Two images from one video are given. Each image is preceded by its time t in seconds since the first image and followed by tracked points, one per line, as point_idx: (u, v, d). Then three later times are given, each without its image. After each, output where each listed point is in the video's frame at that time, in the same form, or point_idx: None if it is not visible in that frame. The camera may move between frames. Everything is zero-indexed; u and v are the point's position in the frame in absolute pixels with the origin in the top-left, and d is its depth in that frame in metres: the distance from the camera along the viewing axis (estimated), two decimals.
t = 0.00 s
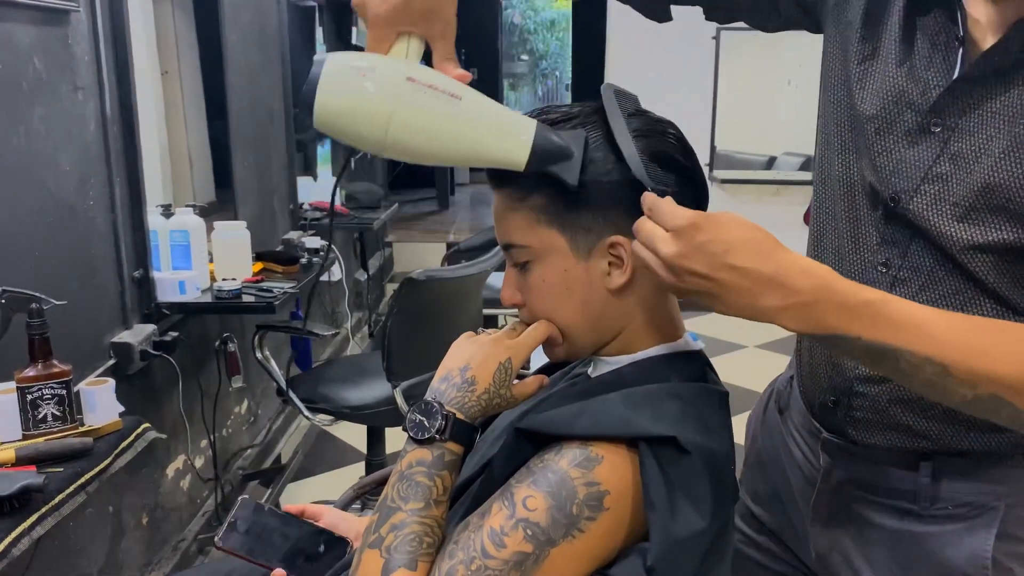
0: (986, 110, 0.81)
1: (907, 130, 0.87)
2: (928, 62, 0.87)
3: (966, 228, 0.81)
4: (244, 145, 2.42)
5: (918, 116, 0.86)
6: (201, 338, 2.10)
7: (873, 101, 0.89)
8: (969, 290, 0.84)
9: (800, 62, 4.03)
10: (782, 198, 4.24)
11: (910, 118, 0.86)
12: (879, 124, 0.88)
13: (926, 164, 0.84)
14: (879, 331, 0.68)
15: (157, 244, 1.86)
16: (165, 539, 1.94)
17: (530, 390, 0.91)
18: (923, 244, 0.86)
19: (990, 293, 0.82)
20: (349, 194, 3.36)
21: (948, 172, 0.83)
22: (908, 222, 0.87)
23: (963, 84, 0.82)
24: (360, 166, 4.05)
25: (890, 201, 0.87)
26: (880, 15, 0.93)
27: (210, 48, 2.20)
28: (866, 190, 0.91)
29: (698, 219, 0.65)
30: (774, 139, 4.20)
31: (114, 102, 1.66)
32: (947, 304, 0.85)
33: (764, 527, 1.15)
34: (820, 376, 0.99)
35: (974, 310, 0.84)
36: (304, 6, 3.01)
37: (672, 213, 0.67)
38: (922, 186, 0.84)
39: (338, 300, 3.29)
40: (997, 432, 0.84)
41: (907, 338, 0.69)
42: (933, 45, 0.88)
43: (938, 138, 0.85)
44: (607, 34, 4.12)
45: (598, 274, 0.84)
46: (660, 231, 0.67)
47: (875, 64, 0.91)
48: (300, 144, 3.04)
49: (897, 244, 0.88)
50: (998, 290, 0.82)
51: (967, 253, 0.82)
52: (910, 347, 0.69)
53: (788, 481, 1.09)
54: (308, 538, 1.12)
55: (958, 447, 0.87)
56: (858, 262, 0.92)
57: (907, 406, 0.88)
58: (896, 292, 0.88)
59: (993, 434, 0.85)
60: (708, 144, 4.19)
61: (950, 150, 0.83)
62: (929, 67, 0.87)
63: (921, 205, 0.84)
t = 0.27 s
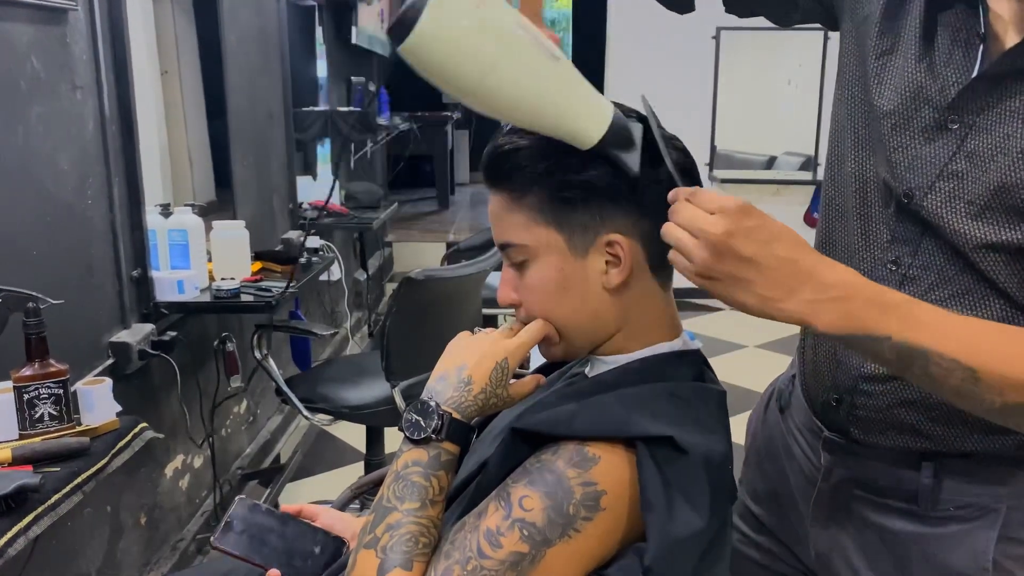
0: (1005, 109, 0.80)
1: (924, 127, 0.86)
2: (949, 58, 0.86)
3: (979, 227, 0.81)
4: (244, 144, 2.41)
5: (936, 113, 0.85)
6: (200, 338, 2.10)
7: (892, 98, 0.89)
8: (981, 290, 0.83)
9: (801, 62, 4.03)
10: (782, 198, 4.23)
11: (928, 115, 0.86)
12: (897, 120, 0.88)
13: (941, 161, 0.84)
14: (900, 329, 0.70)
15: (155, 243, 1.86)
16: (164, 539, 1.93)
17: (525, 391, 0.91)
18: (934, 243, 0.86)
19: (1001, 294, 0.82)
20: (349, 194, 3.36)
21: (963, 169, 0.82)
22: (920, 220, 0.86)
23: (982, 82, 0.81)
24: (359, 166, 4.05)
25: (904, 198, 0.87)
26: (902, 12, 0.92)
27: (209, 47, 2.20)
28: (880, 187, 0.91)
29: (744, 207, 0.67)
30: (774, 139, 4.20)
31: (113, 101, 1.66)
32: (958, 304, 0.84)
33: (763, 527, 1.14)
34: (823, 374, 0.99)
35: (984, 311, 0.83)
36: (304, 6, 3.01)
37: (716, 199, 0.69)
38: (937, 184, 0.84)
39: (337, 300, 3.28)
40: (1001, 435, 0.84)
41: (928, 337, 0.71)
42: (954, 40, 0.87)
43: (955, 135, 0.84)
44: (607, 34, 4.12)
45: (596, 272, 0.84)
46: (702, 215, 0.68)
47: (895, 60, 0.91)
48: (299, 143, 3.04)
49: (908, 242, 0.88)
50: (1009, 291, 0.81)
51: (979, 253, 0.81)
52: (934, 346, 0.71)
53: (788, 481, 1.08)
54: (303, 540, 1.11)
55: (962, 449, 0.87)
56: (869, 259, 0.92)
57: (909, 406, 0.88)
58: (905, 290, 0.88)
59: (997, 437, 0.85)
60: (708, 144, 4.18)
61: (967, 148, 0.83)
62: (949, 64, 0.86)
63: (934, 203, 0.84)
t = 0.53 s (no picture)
0: (1004, 107, 0.80)
1: (920, 123, 0.86)
2: (948, 54, 0.86)
3: (973, 226, 0.81)
4: (242, 144, 2.41)
5: (933, 109, 0.85)
6: (198, 338, 2.10)
7: (890, 92, 0.88)
8: (973, 289, 0.83)
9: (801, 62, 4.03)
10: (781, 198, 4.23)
11: (926, 110, 0.85)
12: (893, 116, 0.88)
13: (937, 159, 0.84)
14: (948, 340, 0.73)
15: (153, 243, 1.86)
16: (162, 539, 1.93)
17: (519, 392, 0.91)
18: (928, 241, 0.86)
19: (993, 293, 0.82)
20: (348, 194, 3.36)
21: (960, 167, 0.82)
22: (915, 218, 0.86)
23: (982, 79, 0.81)
24: (359, 166, 4.05)
25: (899, 195, 0.87)
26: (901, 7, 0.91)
27: (208, 47, 2.19)
28: (876, 183, 0.91)
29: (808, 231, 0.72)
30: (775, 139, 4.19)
31: (111, 101, 1.66)
32: (950, 302, 0.85)
33: (759, 526, 1.14)
34: (816, 372, 0.99)
35: (976, 310, 0.83)
36: (303, 6, 3.01)
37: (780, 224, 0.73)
38: (933, 181, 0.84)
39: (336, 300, 3.28)
40: (993, 438, 0.85)
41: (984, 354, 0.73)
42: (954, 35, 0.86)
43: (953, 132, 0.84)
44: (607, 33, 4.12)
45: (589, 271, 0.84)
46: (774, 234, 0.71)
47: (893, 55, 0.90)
48: (298, 143, 3.04)
49: (902, 240, 0.88)
50: (1001, 291, 0.81)
51: (973, 252, 0.81)
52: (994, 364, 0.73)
53: (783, 481, 1.08)
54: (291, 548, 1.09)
55: (953, 452, 0.87)
56: (865, 257, 0.92)
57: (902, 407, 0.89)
58: (899, 288, 0.89)
59: (989, 440, 0.85)
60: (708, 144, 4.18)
61: (964, 145, 0.82)
62: (948, 59, 0.85)
63: (929, 201, 0.84)
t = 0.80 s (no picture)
0: (983, 99, 0.78)
1: (908, 120, 0.84)
2: (933, 49, 0.85)
3: (954, 222, 0.78)
4: (242, 144, 2.41)
5: (920, 105, 0.84)
6: (197, 337, 2.09)
7: (882, 91, 0.88)
8: (953, 288, 0.80)
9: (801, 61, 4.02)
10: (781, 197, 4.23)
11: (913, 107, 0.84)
12: (885, 114, 0.87)
13: (921, 155, 0.82)
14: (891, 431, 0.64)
15: (152, 242, 1.86)
16: (160, 538, 1.93)
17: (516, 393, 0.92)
18: (911, 239, 0.83)
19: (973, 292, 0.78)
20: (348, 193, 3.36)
21: (941, 162, 0.80)
22: (901, 216, 0.84)
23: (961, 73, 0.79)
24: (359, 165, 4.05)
25: (887, 193, 0.85)
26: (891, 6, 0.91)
27: (207, 46, 2.19)
28: (867, 183, 0.90)
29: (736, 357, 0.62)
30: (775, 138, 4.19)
31: (109, 100, 1.66)
32: (933, 303, 0.82)
33: (760, 526, 1.14)
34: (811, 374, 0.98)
35: (956, 310, 0.80)
36: (303, 5, 3.01)
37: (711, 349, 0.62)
38: (917, 177, 0.82)
39: (336, 300, 3.28)
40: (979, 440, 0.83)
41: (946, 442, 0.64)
42: (938, 31, 0.85)
43: (935, 128, 0.82)
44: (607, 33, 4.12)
45: (587, 273, 0.83)
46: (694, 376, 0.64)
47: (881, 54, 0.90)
48: (298, 142, 3.04)
49: (888, 240, 0.86)
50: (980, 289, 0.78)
51: (954, 248, 0.78)
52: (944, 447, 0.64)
53: (781, 482, 1.08)
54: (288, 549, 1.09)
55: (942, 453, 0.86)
56: (855, 259, 0.91)
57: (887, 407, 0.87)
58: (883, 289, 0.86)
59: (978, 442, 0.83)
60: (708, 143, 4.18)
61: (946, 140, 0.81)
62: (933, 56, 0.84)
63: (913, 197, 0.82)
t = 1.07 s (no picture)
0: (943, 91, 0.81)
1: (880, 121, 0.87)
2: (897, 51, 0.88)
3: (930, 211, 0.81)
4: (242, 144, 2.41)
5: (888, 105, 0.87)
6: (197, 337, 2.09)
7: (852, 98, 0.91)
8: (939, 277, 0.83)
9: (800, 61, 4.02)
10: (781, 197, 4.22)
11: (881, 108, 0.88)
12: (856, 119, 0.90)
13: (894, 152, 0.85)
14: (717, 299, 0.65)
15: (152, 241, 1.86)
16: (160, 538, 1.93)
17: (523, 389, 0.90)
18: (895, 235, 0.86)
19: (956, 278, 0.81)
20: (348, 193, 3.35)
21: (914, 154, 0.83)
22: (885, 215, 0.87)
23: (920, 68, 0.83)
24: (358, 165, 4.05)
25: (866, 193, 0.88)
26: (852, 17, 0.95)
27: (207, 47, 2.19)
28: (850, 187, 0.92)
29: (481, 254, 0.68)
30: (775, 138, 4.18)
31: (109, 100, 1.66)
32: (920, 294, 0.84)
33: (769, 527, 1.14)
34: (808, 374, 0.99)
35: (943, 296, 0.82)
36: (303, 5, 3.00)
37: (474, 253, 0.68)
38: (892, 174, 0.85)
39: (336, 299, 3.28)
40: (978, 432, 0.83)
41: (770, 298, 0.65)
42: (898, 36, 0.89)
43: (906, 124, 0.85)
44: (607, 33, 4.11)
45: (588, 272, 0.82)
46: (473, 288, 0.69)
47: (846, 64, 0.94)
48: (298, 142, 3.03)
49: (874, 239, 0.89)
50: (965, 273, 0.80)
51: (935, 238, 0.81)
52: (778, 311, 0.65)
53: (792, 482, 1.07)
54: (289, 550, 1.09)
55: (945, 449, 0.86)
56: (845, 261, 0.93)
57: (885, 404, 0.88)
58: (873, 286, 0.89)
59: (977, 435, 0.83)
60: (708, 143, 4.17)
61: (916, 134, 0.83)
62: (896, 58, 0.88)
63: (891, 193, 0.85)
